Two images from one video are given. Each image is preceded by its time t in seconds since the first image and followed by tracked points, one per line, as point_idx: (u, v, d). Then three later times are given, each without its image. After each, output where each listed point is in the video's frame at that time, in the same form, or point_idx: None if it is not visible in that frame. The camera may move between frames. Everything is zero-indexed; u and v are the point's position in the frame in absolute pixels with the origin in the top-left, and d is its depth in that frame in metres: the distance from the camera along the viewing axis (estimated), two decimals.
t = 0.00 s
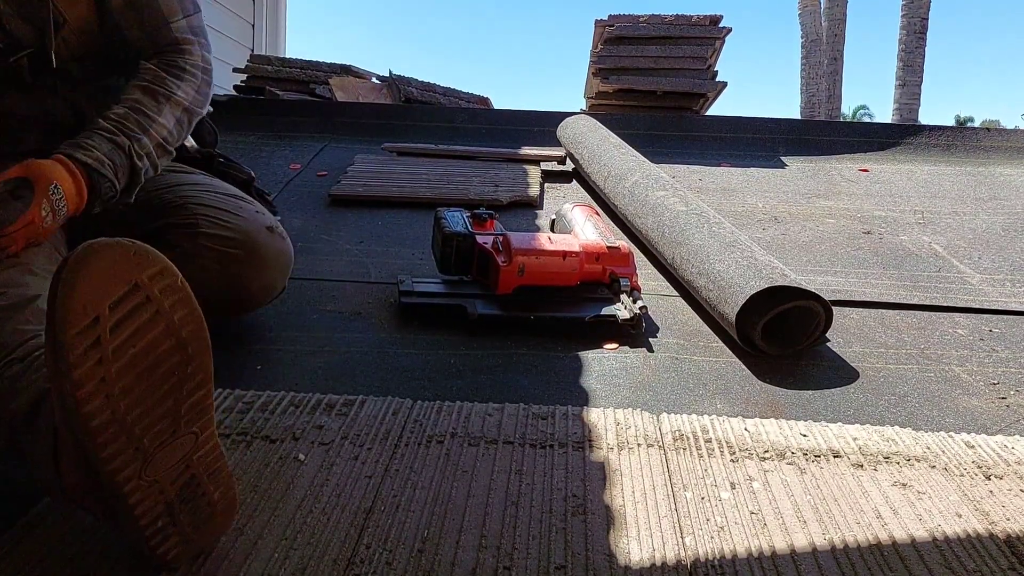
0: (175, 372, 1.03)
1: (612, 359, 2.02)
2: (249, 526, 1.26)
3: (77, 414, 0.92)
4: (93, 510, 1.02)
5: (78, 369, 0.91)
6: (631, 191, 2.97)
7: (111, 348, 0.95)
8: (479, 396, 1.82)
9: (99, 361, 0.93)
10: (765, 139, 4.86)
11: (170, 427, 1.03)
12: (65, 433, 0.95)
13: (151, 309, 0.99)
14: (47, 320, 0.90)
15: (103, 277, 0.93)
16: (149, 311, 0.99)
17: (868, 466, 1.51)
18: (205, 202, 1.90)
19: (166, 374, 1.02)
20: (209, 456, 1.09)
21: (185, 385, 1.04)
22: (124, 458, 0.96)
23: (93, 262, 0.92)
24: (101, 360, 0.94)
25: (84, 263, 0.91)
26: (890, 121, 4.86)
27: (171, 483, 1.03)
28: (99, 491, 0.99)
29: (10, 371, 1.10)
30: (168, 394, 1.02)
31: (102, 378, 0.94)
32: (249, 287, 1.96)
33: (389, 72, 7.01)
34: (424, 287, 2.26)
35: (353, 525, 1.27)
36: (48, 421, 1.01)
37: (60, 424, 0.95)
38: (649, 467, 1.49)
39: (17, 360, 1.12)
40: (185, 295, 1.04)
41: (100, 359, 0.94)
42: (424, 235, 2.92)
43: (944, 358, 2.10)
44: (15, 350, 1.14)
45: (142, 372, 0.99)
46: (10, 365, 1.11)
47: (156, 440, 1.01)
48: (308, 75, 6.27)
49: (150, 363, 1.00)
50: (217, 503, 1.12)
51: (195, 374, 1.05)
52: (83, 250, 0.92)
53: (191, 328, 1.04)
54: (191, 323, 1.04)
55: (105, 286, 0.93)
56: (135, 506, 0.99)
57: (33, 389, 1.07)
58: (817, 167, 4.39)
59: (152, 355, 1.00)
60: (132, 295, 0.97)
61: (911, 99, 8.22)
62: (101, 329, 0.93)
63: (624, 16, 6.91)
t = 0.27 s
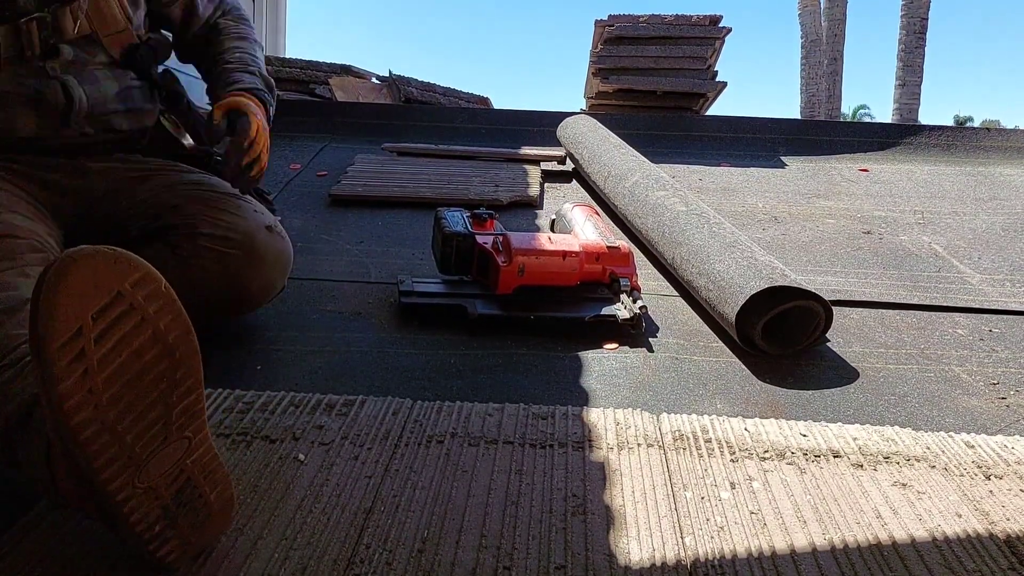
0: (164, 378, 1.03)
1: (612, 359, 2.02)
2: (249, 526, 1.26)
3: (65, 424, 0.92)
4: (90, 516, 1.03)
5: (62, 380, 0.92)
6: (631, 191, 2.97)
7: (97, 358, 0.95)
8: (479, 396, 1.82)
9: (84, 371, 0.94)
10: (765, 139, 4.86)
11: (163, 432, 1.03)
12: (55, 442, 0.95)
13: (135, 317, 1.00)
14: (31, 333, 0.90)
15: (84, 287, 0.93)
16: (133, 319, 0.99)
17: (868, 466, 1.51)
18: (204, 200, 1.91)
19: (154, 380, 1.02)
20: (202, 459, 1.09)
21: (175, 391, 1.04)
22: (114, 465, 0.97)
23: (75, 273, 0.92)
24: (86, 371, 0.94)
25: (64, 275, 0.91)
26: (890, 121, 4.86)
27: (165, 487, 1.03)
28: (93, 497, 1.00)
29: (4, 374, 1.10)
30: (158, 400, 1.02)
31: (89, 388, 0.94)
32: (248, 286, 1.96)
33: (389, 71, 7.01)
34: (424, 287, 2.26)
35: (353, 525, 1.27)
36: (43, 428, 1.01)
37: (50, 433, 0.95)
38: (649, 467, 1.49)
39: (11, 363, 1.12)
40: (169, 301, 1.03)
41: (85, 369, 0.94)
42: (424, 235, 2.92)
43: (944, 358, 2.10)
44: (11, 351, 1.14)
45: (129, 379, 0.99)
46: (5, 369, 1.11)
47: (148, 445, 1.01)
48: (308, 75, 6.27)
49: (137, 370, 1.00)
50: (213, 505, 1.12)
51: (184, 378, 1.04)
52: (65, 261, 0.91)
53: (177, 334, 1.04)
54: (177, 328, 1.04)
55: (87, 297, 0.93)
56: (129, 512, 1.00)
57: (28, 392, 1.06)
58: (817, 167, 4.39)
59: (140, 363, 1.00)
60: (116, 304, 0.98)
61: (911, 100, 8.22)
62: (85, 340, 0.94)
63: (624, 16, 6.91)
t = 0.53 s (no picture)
0: (184, 371, 1.03)
1: (612, 359, 2.03)
2: (249, 526, 1.26)
3: (87, 409, 0.91)
4: (93, 503, 1.02)
5: (89, 364, 0.91)
6: (630, 192, 2.97)
7: (123, 344, 0.94)
8: (479, 396, 1.82)
9: (111, 357, 0.93)
10: (765, 139, 4.86)
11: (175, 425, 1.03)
12: (71, 427, 0.94)
13: (164, 306, 0.99)
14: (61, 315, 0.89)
15: (120, 273, 0.92)
16: (163, 309, 0.99)
17: (868, 466, 1.51)
18: (206, 195, 1.94)
19: (175, 371, 1.02)
20: (212, 454, 1.09)
21: (193, 384, 1.04)
22: (130, 454, 0.96)
23: (112, 258, 0.91)
24: (113, 356, 0.93)
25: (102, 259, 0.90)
26: (890, 121, 4.86)
27: (175, 479, 1.03)
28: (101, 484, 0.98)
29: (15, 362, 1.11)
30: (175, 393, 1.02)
31: (114, 374, 0.94)
32: (249, 280, 1.96)
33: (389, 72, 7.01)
34: (424, 287, 2.26)
35: (353, 525, 1.27)
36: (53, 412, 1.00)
37: (66, 417, 0.94)
38: (649, 467, 1.48)
39: (24, 351, 1.13)
40: (198, 293, 1.03)
41: (112, 355, 0.93)
42: (424, 235, 2.92)
43: (945, 358, 2.10)
44: (25, 339, 1.15)
45: (152, 368, 0.99)
46: (16, 356, 1.12)
47: (160, 437, 1.01)
48: (308, 75, 6.27)
49: (160, 360, 1.00)
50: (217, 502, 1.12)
51: (205, 372, 1.05)
52: (103, 245, 0.91)
53: (202, 326, 1.04)
54: (203, 321, 1.04)
55: (120, 283, 0.93)
56: (138, 501, 0.99)
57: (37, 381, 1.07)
58: (817, 167, 4.39)
59: (163, 353, 1.00)
60: (147, 292, 0.97)
61: (910, 100, 8.22)
62: (115, 325, 0.93)
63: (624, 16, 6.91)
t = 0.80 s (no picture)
0: (174, 375, 1.03)
1: (612, 359, 2.03)
2: (249, 526, 1.26)
3: (78, 418, 0.91)
4: (87, 510, 1.01)
5: (78, 373, 0.90)
6: (622, 195, 2.98)
7: (112, 351, 0.95)
8: (479, 396, 1.82)
9: (99, 365, 0.93)
10: (765, 139, 4.86)
11: (169, 428, 1.03)
12: (62, 436, 0.93)
13: (150, 312, 1.00)
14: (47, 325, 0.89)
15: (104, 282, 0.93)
16: (148, 315, 1.00)
17: (868, 466, 1.51)
18: (205, 197, 1.94)
19: (165, 377, 1.02)
20: (207, 455, 1.10)
21: (184, 388, 1.05)
22: (125, 460, 0.96)
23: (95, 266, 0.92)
24: (102, 364, 0.93)
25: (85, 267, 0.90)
26: (890, 121, 4.86)
27: (170, 483, 1.03)
28: (96, 491, 0.98)
29: (9, 364, 1.09)
30: (167, 398, 1.03)
31: (104, 381, 0.94)
32: (248, 280, 1.95)
33: (389, 72, 7.01)
34: (424, 287, 2.25)
35: (353, 526, 1.27)
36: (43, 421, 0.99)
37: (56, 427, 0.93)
38: (648, 467, 1.49)
39: (17, 354, 1.12)
40: (183, 297, 1.04)
41: (101, 361, 0.93)
42: (424, 235, 2.92)
43: (945, 358, 2.10)
44: (17, 342, 1.14)
45: (141, 374, 0.99)
46: (10, 360, 1.11)
47: (154, 441, 1.01)
48: (308, 75, 6.28)
49: (149, 366, 1.00)
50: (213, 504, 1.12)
51: (195, 374, 1.05)
52: (85, 254, 0.91)
53: (190, 330, 1.05)
54: (190, 325, 1.05)
55: (105, 291, 0.93)
56: (134, 507, 0.99)
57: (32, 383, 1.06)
58: (817, 167, 4.39)
59: (152, 358, 1.00)
60: (132, 299, 0.98)
61: (910, 100, 8.21)
62: (101, 333, 0.93)
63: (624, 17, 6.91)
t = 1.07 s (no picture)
0: (171, 378, 1.03)
1: (612, 359, 2.03)
2: (249, 527, 1.26)
3: (74, 423, 0.91)
4: (87, 511, 1.01)
5: (73, 378, 0.90)
6: (620, 196, 2.98)
7: (106, 356, 0.94)
8: (479, 397, 1.82)
9: (94, 370, 0.93)
10: (765, 139, 4.86)
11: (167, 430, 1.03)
12: (59, 439, 0.94)
13: (144, 314, 0.99)
14: (41, 332, 0.89)
15: (98, 286, 0.92)
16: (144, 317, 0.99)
17: (868, 467, 1.51)
18: (204, 197, 1.93)
19: (162, 379, 1.02)
20: (205, 457, 1.10)
21: (181, 390, 1.04)
22: (122, 464, 0.96)
23: (88, 271, 0.91)
24: (97, 369, 0.93)
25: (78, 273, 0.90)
26: (890, 122, 4.86)
27: (168, 485, 1.03)
28: (96, 493, 0.98)
29: (6, 366, 1.09)
30: (164, 402, 1.02)
31: (100, 386, 0.93)
32: (249, 280, 1.95)
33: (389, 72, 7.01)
34: (424, 288, 2.25)
35: (353, 526, 1.27)
36: (40, 424, 0.99)
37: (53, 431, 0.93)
38: (648, 467, 1.49)
39: (13, 356, 1.11)
40: (178, 299, 1.04)
41: (97, 366, 0.93)
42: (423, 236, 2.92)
43: (944, 358, 2.10)
44: (14, 343, 1.14)
45: (138, 377, 0.99)
46: (6, 361, 1.10)
47: (153, 444, 1.01)
48: (308, 76, 6.29)
49: (146, 369, 1.00)
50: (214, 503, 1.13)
51: (193, 376, 1.05)
52: (77, 258, 0.90)
53: (186, 332, 1.04)
54: (186, 327, 1.04)
55: (99, 296, 0.93)
56: (133, 509, 0.99)
57: (26, 386, 1.05)
58: (817, 168, 4.39)
59: (149, 361, 1.00)
60: (126, 302, 0.97)
61: (910, 101, 8.21)
62: (95, 338, 0.93)
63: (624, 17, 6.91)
